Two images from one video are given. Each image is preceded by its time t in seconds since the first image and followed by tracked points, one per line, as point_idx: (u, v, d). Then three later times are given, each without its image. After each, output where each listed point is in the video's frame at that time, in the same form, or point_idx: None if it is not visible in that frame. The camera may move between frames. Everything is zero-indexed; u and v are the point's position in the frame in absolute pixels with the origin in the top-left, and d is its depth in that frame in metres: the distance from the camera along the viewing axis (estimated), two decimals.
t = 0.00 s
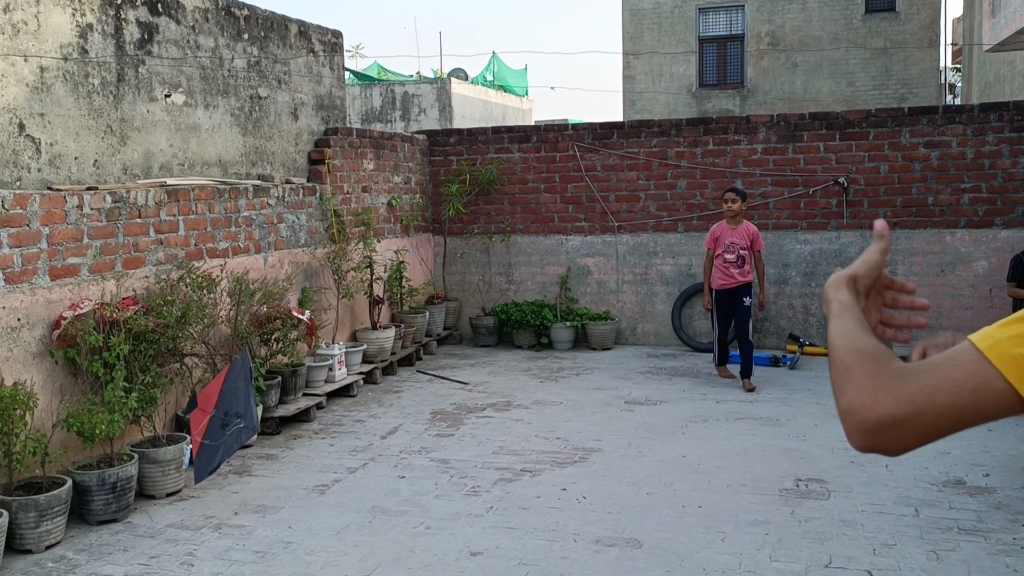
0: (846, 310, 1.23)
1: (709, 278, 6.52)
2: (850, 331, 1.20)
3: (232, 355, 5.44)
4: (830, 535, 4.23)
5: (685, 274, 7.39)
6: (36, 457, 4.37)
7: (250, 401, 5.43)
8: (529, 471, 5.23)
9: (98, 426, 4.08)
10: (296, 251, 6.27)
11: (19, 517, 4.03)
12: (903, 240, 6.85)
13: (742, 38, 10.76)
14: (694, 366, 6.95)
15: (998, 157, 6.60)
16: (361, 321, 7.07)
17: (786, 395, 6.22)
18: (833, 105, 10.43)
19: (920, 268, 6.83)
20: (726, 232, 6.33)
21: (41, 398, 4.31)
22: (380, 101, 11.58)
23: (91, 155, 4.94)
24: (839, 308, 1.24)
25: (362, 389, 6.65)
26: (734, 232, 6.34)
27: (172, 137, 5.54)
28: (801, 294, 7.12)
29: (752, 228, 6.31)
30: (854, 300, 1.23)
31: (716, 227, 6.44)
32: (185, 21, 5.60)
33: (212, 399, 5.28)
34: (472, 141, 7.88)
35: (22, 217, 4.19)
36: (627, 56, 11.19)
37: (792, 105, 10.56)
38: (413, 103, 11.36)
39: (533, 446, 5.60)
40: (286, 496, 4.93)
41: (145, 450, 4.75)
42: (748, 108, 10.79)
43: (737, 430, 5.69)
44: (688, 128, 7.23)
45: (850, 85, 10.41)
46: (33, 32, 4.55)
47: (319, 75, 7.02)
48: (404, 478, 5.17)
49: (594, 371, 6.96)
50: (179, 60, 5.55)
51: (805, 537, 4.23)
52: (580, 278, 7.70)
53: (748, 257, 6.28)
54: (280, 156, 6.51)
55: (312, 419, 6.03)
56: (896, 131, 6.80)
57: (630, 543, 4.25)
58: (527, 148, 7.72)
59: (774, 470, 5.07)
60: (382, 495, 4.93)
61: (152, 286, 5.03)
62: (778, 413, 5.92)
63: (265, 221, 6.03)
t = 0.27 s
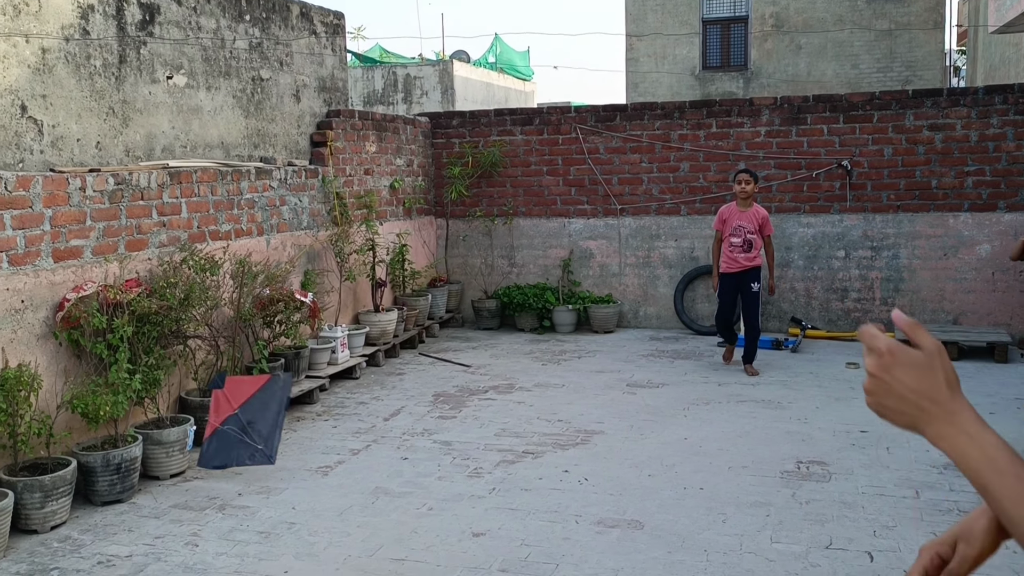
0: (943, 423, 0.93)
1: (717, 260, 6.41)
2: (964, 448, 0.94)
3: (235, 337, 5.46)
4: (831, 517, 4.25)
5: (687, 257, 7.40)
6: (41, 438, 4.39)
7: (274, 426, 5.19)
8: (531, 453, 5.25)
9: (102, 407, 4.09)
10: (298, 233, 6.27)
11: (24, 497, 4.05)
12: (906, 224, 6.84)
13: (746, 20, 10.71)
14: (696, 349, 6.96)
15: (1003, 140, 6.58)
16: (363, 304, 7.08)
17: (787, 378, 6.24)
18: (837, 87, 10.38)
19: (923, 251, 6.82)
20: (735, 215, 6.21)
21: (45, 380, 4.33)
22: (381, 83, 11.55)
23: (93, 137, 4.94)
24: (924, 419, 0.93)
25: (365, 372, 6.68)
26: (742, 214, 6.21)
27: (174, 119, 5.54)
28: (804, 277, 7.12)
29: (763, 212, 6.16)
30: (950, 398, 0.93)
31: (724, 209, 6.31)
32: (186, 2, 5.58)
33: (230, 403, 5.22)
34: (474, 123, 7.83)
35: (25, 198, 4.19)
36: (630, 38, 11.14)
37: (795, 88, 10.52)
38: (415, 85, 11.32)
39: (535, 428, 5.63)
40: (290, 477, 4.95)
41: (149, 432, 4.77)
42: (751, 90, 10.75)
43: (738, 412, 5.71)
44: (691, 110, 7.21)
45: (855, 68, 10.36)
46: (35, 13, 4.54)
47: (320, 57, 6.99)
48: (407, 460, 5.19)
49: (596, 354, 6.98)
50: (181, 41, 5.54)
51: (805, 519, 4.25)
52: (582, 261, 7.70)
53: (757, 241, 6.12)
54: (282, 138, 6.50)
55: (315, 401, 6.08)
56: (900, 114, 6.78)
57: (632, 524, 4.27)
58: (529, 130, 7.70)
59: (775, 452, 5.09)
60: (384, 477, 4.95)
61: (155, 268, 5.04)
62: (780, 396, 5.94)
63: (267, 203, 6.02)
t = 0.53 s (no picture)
0: None
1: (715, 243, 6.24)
2: None
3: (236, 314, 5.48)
4: (829, 493, 4.28)
5: (687, 235, 7.40)
6: (44, 414, 4.41)
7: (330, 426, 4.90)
8: (531, 429, 5.28)
9: (104, 383, 4.12)
10: (298, 210, 6.25)
11: (27, 472, 4.08)
12: (907, 202, 6.84)
13: None
14: (695, 327, 6.98)
15: (1005, 118, 6.57)
16: (363, 281, 7.09)
17: (786, 355, 6.26)
18: (839, 64, 10.32)
19: (923, 229, 6.82)
20: (733, 198, 6.03)
21: (47, 355, 4.34)
22: (381, 59, 11.50)
23: (92, 113, 4.92)
24: None
25: (366, 348, 6.70)
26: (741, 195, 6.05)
27: (173, 94, 5.51)
28: (804, 255, 7.12)
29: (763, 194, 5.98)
30: None
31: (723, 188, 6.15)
32: None
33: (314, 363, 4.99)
34: (474, 100, 7.79)
35: (24, 174, 4.17)
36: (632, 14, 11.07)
37: (798, 65, 10.46)
38: (415, 62, 11.24)
39: (535, 404, 5.65)
40: (291, 453, 4.98)
41: (151, 408, 4.79)
42: (753, 67, 10.70)
43: (738, 389, 5.73)
44: (692, 87, 7.18)
45: (857, 45, 10.30)
46: None
47: (320, 32, 6.94)
48: (408, 436, 5.22)
49: (596, 331, 6.99)
50: (179, 16, 5.51)
51: (804, 494, 4.28)
52: (582, 238, 7.70)
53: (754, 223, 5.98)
54: (281, 114, 6.47)
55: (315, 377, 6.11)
56: (902, 91, 6.75)
57: (632, 500, 4.31)
58: (530, 106, 7.66)
59: (774, 429, 5.12)
60: (386, 452, 4.98)
61: (155, 245, 5.03)
62: (779, 373, 5.96)
63: (267, 180, 6.01)
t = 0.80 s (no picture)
0: None
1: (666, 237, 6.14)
2: None
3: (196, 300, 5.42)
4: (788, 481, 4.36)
5: (651, 225, 7.45)
6: None
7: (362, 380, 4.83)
8: (494, 418, 5.29)
9: (60, 369, 4.05)
10: (260, 196, 6.18)
11: None
12: (866, 195, 6.96)
13: None
14: (657, 317, 7.05)
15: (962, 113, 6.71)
16: (326, 268, 7.04)
17: (747, 345, 6.34)
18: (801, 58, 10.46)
19: (882, 222, 6.95)
20: (681, 189, 5.93)
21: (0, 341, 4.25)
22: (345, 46, 11.39)
23: (49, 94, 4.83)
24: None
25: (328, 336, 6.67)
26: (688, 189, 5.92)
27: (132, 77, 5.43)
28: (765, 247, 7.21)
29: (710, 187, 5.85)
30: None
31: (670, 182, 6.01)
32: None
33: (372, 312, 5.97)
34: (439, 87, 7.75)
35: None
36: (597, 5, 11.09)
37: (760, 58, 10.56)
38: (379, 49, 11.15)
39: (498, 393, 5.67)
40: (253, 441, 4.94)
41: (109, 395, 4.73)
42: (717, 60, 10.67)
43: (699, 379, 5.80)
44: (657, 78, 7.22)
45: (818, 39, 10.44)
46: None
47: (283, 17, 6.85)
48: (370, 424, 5.21)
49: (559, 320, 7.03)
50: None
51: (762, 482, 4.36)
52: (546, 228, 7.72)
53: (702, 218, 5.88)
54: (243, 99, 6.38)
55: (277, 364, 6.06)
56: (862, 86, 6.86)
57: (594, 488, 4.35)
58: (495, 95, 7.65)
59: (735, 418, 5.19)
60: (348, 441, 4.96)
61: (113, 230, 4.94)
62: (739, 362, 6.04)
63: (229, 165, 5.93)
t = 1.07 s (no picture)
0: None
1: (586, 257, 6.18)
2: None
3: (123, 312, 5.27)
4: (717, 494, 4.42)
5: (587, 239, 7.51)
6: None
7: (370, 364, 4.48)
8: (428, 432, 5.26)
9: None
10: (191, 205, 6.07)
11: None
12: (796, 213, 7.13)
13: (650, 8, 10.91)
14: (593, 330, 7.10)
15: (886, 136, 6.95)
16: (259, 280, 6.94)
17: (680, 359, 6.43)
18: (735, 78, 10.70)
19: (810, 239, 7.12)
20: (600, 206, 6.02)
21: None
22: (283, 54, 11.27)
23: None
24: None
25: (260, 349, 6.56)
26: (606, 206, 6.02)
27: (57, 82, 5.32)
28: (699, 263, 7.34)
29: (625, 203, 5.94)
30: None
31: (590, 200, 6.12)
32: None
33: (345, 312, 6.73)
34: (376, 99, 7.75)
35: None
36: (536, 21, 11.19)
37: (696, 77, 10.76)
38: (318, 58, 11.03)
39: (433, 407, 5.64)
40: (179, 456, 4.82)
41: (28, 409, 4.57)
42: (653, 77, 10.88)
43: (633, 392, 5.85)
44: (593, 95, 7.30)
45: (751, 60, 10.70)
46: None
47: (217, 23, 6.71)
48: (302, 438, 5.13)
49: (496, 334, 7.03)
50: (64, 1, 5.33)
51: (693, 495, 4.41)
52: (484, 241, 7.73)
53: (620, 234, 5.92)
54: (175, 107, 6.24)
55: (206, 377, 5.93)
56: (791, 107, 7.05)
57: (526, 501, 4.34)
58: (433, 108, 7.66)
59: (667, 432, 5.24)
60: (279, 455, 4.87)
61: (35, 238, 4.74)
62: (673, 376, 6.12)
63: (158, 173, 5.81)
